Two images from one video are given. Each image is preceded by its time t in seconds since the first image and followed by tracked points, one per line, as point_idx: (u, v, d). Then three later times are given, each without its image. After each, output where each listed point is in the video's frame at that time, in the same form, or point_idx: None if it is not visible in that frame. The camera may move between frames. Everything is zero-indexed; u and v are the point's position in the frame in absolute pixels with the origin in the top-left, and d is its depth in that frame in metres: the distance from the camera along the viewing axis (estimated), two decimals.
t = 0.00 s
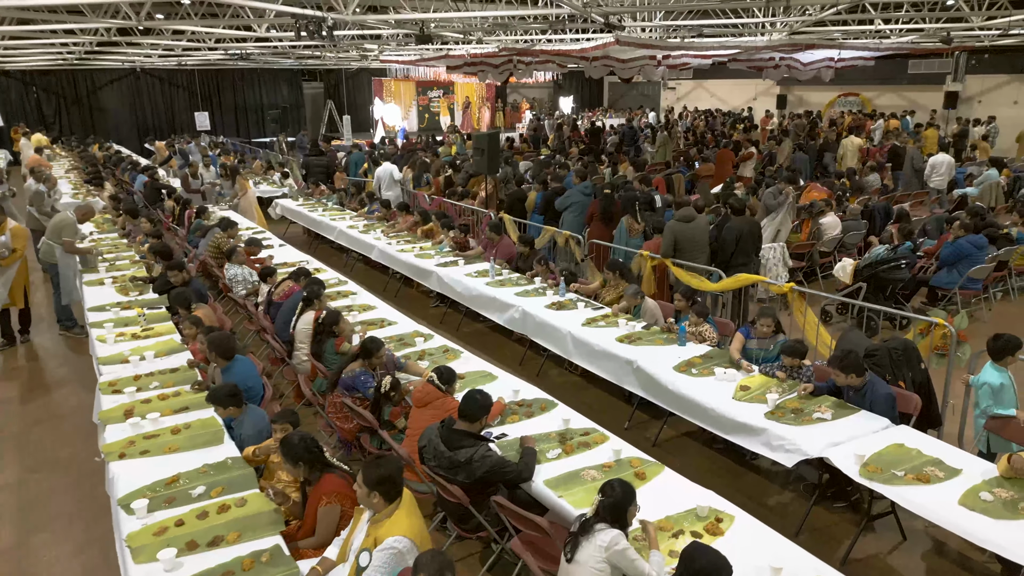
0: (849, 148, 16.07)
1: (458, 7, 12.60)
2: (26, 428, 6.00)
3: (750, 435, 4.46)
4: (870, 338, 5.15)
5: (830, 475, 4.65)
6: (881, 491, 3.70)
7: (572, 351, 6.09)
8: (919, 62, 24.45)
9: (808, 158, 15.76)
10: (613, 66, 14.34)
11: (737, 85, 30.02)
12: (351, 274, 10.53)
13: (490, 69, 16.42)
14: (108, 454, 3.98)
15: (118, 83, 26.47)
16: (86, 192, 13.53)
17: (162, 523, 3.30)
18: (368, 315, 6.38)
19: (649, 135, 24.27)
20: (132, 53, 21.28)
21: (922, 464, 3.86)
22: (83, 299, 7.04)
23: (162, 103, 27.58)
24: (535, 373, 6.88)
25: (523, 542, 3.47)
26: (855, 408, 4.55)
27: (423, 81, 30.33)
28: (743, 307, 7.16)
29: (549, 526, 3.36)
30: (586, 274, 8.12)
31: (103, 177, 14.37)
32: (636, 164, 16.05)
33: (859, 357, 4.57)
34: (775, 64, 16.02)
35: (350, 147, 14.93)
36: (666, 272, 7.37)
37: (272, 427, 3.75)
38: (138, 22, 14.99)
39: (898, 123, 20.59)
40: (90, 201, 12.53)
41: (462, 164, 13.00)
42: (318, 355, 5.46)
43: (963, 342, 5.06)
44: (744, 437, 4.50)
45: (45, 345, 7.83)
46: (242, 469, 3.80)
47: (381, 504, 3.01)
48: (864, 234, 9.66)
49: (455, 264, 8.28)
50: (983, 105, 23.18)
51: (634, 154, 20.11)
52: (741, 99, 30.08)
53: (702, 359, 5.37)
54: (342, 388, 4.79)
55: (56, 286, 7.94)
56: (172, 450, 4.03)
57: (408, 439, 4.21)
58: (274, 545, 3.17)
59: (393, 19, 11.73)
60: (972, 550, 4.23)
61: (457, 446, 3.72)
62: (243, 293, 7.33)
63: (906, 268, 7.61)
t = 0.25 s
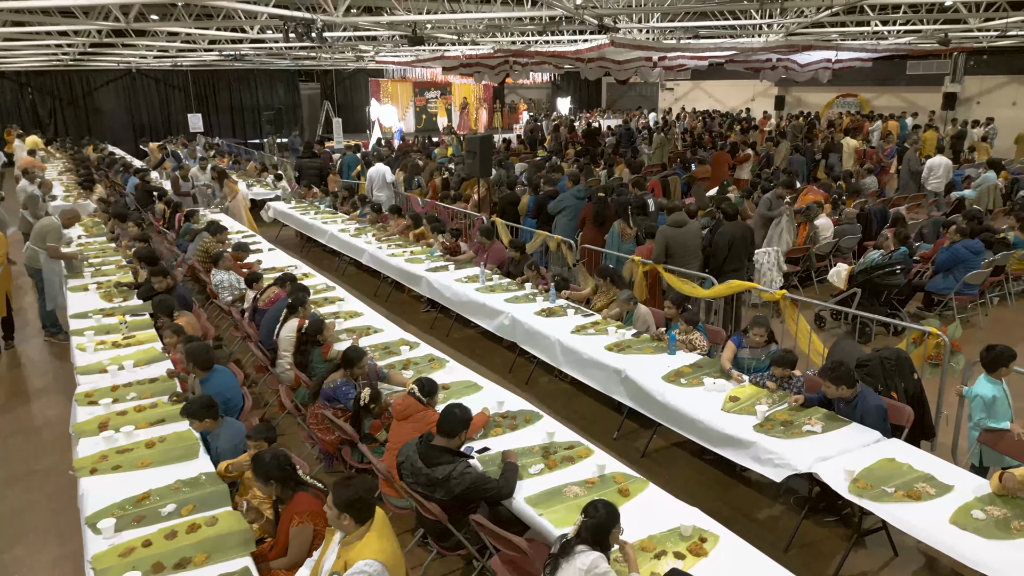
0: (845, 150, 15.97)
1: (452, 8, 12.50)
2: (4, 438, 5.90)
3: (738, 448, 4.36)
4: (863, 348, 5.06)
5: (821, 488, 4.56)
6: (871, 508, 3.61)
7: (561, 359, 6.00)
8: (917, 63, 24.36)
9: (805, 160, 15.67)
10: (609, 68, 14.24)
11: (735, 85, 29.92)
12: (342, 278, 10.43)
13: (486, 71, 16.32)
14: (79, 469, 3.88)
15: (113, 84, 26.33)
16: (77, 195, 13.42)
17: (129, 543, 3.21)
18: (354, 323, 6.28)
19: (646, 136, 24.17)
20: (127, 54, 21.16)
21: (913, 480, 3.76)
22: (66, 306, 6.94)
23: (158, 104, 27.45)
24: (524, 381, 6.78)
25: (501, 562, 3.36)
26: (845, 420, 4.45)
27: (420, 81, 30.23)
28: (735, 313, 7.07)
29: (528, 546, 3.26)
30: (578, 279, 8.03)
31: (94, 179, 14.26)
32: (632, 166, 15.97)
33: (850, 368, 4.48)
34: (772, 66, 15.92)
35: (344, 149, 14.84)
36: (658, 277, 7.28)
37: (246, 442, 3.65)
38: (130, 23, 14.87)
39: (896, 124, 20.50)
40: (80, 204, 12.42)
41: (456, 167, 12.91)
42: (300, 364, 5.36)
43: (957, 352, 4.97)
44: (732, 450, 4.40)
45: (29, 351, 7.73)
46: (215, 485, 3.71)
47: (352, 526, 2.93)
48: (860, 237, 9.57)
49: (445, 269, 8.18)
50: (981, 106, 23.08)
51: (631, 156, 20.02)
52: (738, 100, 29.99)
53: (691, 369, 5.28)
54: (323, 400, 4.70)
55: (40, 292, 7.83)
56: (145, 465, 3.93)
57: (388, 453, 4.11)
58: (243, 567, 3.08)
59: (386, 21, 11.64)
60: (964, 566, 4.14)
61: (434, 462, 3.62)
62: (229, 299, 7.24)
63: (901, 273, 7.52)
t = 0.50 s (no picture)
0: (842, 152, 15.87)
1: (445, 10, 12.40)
2: None
3: (725, 462, 4.27)
4: (855, 358, 4.96)
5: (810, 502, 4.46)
6: (859, 527, 3.51)
7: (549, 368, 5.90)
8: (915, 64, 24.29)
9: (801, 162, 15.59)
10: (604, 69, 14.17)
11: (733, 86, 29.87)
12: (333, 282, 10.34)
13: (481, 72, 16.23)
14: (48, 485, 3.79)
15: (109, 85, 26.26)
16: (69, 197, 13.34)
17: (93, 565, 3.11)
18: (339, 330, 6.18)
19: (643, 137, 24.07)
20: (121, 54, 21.07)
21: (903, 497, 3.67)
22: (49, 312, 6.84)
23: (153, 106, 27.37)
24: (512, 388, 6.68)
25: None
26: (836, 433, 4.36)
27: (417, 82, 30.16)
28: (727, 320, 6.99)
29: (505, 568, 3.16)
30: (569, 285, 7.94)
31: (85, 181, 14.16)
32: (628, 168, 15.90)
33: (840, 380, 4.38)
34: (769, 67, 15.84)
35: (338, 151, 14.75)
36: (649, 283, 7.18)
37: (217, 458, 3.56)
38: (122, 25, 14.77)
39: (894, 126, 20.41)
40: (71, 207, 12.32)
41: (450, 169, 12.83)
42: (283, 374, 5.27)
43: (951, 362, 4.87)
44: (720, 463, 4.31)
45: (12, 357, 7.64)
46: (186, 502, 3.61)
47: (320, 549, 2.83)
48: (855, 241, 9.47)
49: (435, 274, 8.08)
50: (980, 107, 23.00)
51: (627, 157, 19.96)
52: (736, 101, 29.95)
53: (680, 379, 5.18)
54: (302, 411, 4.59)
55: (24, 297, 7.73)
56: (116, 480, 3.83)
57: (366, 469, 4.00)
58: None
59: (378, 22, 11.54)
60: None
61: (411, 479, 3.53)
62: (215, 305, 7.15)
63: (896, 279, 7.43)
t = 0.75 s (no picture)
0: (838, 153, 15.76)
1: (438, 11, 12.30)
2: None
3: (712, 476, 4.17)
4: (845, 368, 4.87)
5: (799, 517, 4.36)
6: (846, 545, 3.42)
7: (537, 376, 5.80)
8: (913, 65, 24.20)
9: (798, 164, 15.49)
10: (600, 71, 14.08)
11: (731, 87, 29.78)
12: (324, 286, 10.24)
13: (477, 73, 16.13)
14: (15, 502, 3.69)
15: (104, 86, 26.17)
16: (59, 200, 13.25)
17: None
18: (323, 338, 6.08)
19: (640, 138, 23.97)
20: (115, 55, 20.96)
21: (893, 514, 3.57)
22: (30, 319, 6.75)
23: (149, 107, 27.29)
24: (501, 396, 6.58)
25: None
26: (825, 447, 4.27)
27: (414, 83, 30.08)
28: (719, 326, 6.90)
29: None
30: (560, 290, 7.86)
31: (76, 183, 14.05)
32: (623, 170, 15.81)
33: (829, 392, 4.29)
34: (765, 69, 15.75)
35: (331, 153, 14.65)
36: (640, 289, 7.09)
37: (187, 475, 3.46)
38: (113, 26, 14.67)
39: (891, 127, 20.33)
40: (61, 210, 12.23)
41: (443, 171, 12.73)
42: (264, 384, 5.18)
43: (943, 372, 4.78)
44: (706, 477, 4.21)
45: None
46: (156, 520, 3.52)
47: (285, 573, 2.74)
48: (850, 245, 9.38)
49: (425, 279, 7.98)
50: (978, 108, 22.91)
51: (624, 159, 19.87)
52: (735, 102, 29.86)
53: (668, 389, 5.08)
54: (279, 423, 4.50)
55: (8, 303, 7.63)
56: (86, 497, 3.73)
57: (343, 484, 3.90)
58: None
59: (370, 24, 11.45)
60: None
61: (385, 495, 3.43)
62: (200, 311, 7.06)
63: (890, 285, 7.34)
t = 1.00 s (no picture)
0: (834, 154, 15.62)
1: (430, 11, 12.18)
2: None
3: (698, 489, 4.08)
4: (836, 377, 4.78)
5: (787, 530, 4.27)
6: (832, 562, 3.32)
7: (524, 384, 5.70)
8: (911, 66, 24.11)
9: (794, 165, 15.40)
10: (595, 71, 13.97)
11: (729, 87, 29.70)
12: (314, 289, 10.13)
13: (473, 73, 16.01)
14: None
15: (99, 86, 26.06)
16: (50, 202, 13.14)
17: None
18: (307, 344, 5.98)
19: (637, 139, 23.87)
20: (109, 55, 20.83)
21: (881, 530, 3.48)
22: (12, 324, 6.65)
23: (144, 107, 27.18)
24: (489, 403, 6.48)
25: None
26: (813, 458, 4.17)
27: (411, 84, 29.98)
28: (711, 331, 6.81)
29: None
30: (550, 294, 7.77)
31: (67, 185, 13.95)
32: (619, 172, 15.72)
33: (818, 401, 4.19)
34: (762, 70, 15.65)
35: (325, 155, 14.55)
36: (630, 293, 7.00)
37: (154, 490, 3.37)
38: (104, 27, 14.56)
39: (889, 128, 20.22)
40: (50, 211, 12.12)
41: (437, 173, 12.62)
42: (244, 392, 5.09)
43: (936, 381, 4.68)
44: (692, 490, 4.11)
45: None
46: (123, 536, 3.42)
47: None
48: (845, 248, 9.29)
49: (414, 283, 7.87)
50: (977, 109, 22.81)
51: (620, 160, 19.76)
52: (733, 102, 29.77)
53: (656, 398, 4.98)
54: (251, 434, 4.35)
55: None
56: (53, 511, 3.64)
57: (319, 497, 3.80)
58: None
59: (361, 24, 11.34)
60: None
61: (359, 508, 3.34)
62: (185, 316, 6.96)
63: (884, 289, 7.24)
